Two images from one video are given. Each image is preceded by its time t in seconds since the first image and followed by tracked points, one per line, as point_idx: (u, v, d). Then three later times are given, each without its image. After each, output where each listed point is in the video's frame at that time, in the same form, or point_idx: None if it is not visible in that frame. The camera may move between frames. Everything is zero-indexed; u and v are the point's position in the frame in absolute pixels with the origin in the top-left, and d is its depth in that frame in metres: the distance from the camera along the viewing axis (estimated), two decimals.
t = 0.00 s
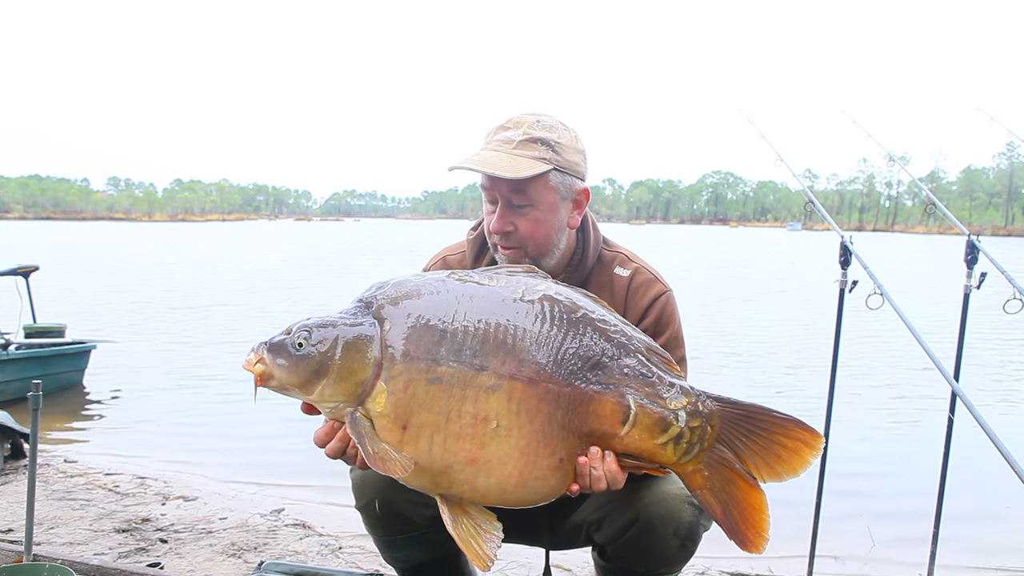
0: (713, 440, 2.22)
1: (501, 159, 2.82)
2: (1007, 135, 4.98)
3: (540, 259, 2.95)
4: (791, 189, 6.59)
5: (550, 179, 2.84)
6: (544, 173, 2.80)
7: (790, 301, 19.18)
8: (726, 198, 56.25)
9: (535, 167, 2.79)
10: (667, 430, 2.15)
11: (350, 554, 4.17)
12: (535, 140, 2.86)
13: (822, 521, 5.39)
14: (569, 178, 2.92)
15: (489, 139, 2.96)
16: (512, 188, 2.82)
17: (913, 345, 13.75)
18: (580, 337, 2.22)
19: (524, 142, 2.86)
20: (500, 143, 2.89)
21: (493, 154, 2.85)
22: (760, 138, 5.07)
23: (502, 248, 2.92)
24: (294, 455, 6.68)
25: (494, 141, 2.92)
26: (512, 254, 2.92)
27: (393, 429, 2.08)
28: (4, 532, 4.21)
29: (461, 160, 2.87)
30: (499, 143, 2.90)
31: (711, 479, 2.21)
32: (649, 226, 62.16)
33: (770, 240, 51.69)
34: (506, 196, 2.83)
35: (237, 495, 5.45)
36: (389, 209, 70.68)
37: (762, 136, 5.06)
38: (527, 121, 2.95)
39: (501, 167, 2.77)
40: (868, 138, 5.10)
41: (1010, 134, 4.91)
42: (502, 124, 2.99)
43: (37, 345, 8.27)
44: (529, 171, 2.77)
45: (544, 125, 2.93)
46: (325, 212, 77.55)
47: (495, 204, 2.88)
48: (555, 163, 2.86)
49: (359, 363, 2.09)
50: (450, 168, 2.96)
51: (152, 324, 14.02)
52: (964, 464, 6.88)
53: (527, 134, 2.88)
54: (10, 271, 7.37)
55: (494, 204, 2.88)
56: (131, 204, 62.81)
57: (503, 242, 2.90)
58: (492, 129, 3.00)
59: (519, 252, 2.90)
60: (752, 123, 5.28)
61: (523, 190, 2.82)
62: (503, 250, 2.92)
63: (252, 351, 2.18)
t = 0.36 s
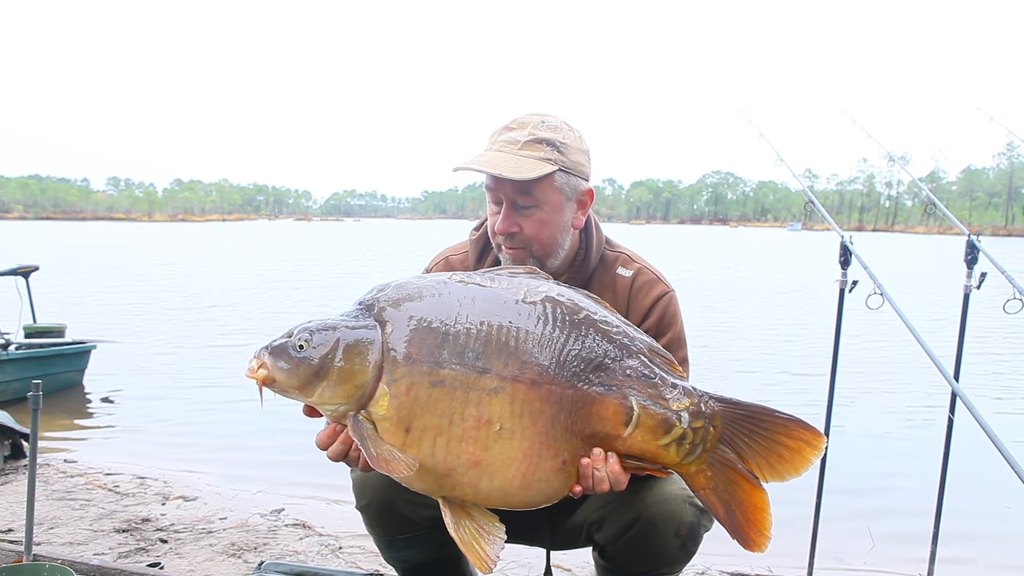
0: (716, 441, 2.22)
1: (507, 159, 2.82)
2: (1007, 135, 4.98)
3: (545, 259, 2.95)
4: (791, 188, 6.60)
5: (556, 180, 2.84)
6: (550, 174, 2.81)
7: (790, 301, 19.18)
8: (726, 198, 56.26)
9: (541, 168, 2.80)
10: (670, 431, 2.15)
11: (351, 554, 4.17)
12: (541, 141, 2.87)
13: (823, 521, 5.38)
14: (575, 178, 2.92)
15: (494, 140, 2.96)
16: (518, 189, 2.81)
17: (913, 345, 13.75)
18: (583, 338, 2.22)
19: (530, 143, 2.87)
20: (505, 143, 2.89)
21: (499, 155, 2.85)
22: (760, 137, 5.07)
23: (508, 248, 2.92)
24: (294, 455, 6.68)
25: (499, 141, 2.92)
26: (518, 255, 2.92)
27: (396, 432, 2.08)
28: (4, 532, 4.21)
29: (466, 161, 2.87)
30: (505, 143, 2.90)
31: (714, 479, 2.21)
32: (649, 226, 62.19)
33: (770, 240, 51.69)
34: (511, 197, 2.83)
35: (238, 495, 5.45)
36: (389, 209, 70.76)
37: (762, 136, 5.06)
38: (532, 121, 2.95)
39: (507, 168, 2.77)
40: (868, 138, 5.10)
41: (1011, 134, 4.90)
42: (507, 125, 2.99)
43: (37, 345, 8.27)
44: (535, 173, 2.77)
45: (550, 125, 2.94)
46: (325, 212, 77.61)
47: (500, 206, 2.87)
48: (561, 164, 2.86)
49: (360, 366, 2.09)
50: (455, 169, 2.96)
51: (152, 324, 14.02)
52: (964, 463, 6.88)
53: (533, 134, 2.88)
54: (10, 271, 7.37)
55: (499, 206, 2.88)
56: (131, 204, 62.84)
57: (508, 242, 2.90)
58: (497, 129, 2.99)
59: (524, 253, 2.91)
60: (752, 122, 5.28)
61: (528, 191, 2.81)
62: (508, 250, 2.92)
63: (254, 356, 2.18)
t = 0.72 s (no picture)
0: (717, 443, 2.22)
1: (515, 160, 2.81)
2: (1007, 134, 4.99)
3: (553, 260, 2.95)
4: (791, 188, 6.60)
5: (562, 180, 2.85)
6: (558, 173, 2.81)
7: (790, 301, 19.20)
8: (726, 198, 56.30)
9: (549, 169, 2.80)
10: (670, 433, 2.15)
11: (350, 554, 4.17)
12: (547, 140, 2.86)
13: (823, 522, 5.38)
14: (580, 178, 2.93)
15: (498, 140, 2.95)
16: (525, 189, 2.81)
17: (913, 345, 13.76)
18: (584, 340, 2.23)
19: (536, 142, 2.86)
20: (512, 143, 2.88)
21: (506, 155, 2.84)
22: (760, 137, 5.07)
23: (516, 248, 2.92)
24: (294, 455, 6.68)
25: (505, 141, 2.91)
26: (525, 255, 2.92)
27: (397, 433, 2.08)
28: (4, 532, 4.21)
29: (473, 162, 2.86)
30: (511, 143, 2.89)
31: (714, 481, 2.20)
32: (649, 226, 62.22)
33: (770, 240, 51.73)
34: (518, 198, 2.83)
35: (238, 495, 5.45)
36: (389, 209, 70.81)
37: (762, 136, 5.06)
38: (537, 121, 2.94)
39: (514, 168, 2.77)
40: (868, 138, 5.10)
41: (1011, 134, 4.90)
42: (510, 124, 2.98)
43: (37, 345, 8.27)
44: (543, 172, 2.77)
45: (554, 124, 2.93)
46: (325, 212, 77.65)
47: (507, 206, 2.87)
48: (567, 164, 2.87)
49: (360, 366, 2.09)
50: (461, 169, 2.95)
51: (152, 324, 14.02)
52: (964, 463, 6.89)
53: (539, 134, 2.87)
54: (11, 270, 7.37)
55: (506, 206, 2.87)
56: (131, 204, 62.88)
57: (516, 243, 2.89)
58: (502, 129, 2.98)
59: (532, 254, 2.91)
60: (752, 122, 5.28)
61: (535, 191, 2.81)
62: (516, 251, 2.92)
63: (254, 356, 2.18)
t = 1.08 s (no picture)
0: (717, 451, 2.22)
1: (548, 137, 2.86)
2: (1006, 134, 4.99)
3: (576, 242, 2.97)
4: (791, 188, 6.63)
5: (585, 160, 2.97)
6: (584, 149, 2.93)
7: (790, 301, 19.19)
8: (727, 198, 56.35)
9: (578, 145, 2.90)
10: (669, 440, 2.15)
11: (350, 554, 4.17)
12: (566, 123, 2.96)
13: (822, 522, 5.38)
14: (592, 162, 3.06)
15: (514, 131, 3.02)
16: (554, 167, 2.91)
17: (913, 345, 13.76)
18: (584, 343, 2.22)
19: (558, 124, 2.94)
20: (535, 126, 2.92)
21: (537, 133, 2.87)
22: (760, 137, 5.07)
23: (542, 230, 2.93)
24: (294, 455, 6.69)
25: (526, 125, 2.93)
26: (550, 237, 2.93)
27: (395, 432, 2.08)
28: (4, 532, 4.21)
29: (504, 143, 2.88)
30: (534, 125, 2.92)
31: (712, 489, 2.21)
32: (649, 226, 62.21)
33: (771, 240, 51.74)
34: (546, 176, 2.91)
35: (238, 495, 5.45)
36: (389, 209, 70.85)
37: (762, 136, 5.07)
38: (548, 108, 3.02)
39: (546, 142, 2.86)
40: (868, 138, 5.10)
41: (1011, 135, 4.91)
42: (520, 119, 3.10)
43: (37, 345, 8.27)
44: (572, 145, 2.89)
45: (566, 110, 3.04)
46: (325, 212, 77.67)
47: (534, 186, 2.93)
48: (586, 144, 2.99)
49: (362, 365, 2.09)
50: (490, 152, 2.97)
51: (153, 324, 14.02)
52: (964, 464, 6.89)
53: (559, 117, 2.96)
54: (11, 271, 7.37)
55: (533, 187, 2.93)
56: (131, 204, 62.92)
57: (542, 224, 2.91)
58: (514, 117, 2.99)
59: (558, 235, 2.92)
60: (752, 123, 5.29)
61: (562, 168, 2.91)
62: (541, 234, 2.92)
63: (256, 350, 2.18)
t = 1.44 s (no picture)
0: (719, 445, 2.21)
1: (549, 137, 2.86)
2: (1007, 135, 4.99)
3: (576, 241, 2.97)
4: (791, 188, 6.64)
5: (585, 160, 2.97)
6: (585, 149, 2.93)
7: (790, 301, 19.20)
8: (726, 198, 56.37)
9: (578, 145, 2.90)
10: (672, 434, 2.14)
11: (350, 554, 4.17)
12: (568, 122, 2.96)
13: (823, 522, 5.37)
14: (592, 162, 3.06)
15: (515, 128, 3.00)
16: (554, 167, 2.91)
17: (913, 345, 13.76)
18: (585, 339, 2.22)
19: (559, 123, 2.94)
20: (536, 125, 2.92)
21: (538, 132, 2.87)
22: (761, 137, 5.08)
23: (540, 229, 2.93)
24: (294, 456, 6.68)
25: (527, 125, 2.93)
26: (550, 236, 2.93)
27: (398, 428, 2.08)
28: (4, 532, 4.21)
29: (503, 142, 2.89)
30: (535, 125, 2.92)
31: (717, 483, 2.20)
32: (649, 226, 62.23)
33: (771, 240, 51.77)
34: (546, 175, 2.91)
35: (238, 495, 5.45)
36: (390, 208, 70.87)
37: (762, 136, 5.07)
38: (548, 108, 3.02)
39: (547, 143, 2.86)
40: (868, 138, 5.11)
41: (1011, 135, 4.91)
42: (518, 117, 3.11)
43: (37, 345, 8.27)
44: (573, 145, 2.89)
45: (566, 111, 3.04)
46: (325, 212, 77.67)
47: (534, 186, 2.93)
48: (587, 145, 2.99)
49: (365, 362, 2.11)
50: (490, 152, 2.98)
51: (152, 324, 14.03)
52: (964, 464, 6.89)
53: (560, 116, 2.96)
54: (10, 271, 7.37)
55: (533, 187, 2.93)
56: (132, 204, 62.95)
57: (542, 223, 2.91)
58: (515, 116, 2.99)
59: (557, 234, 2.92)
60: (753, 123, 5.28)
61: (563, 168, 2.91)
62: (540, 232, 2.92)
63: (258, 350, 2.20)
